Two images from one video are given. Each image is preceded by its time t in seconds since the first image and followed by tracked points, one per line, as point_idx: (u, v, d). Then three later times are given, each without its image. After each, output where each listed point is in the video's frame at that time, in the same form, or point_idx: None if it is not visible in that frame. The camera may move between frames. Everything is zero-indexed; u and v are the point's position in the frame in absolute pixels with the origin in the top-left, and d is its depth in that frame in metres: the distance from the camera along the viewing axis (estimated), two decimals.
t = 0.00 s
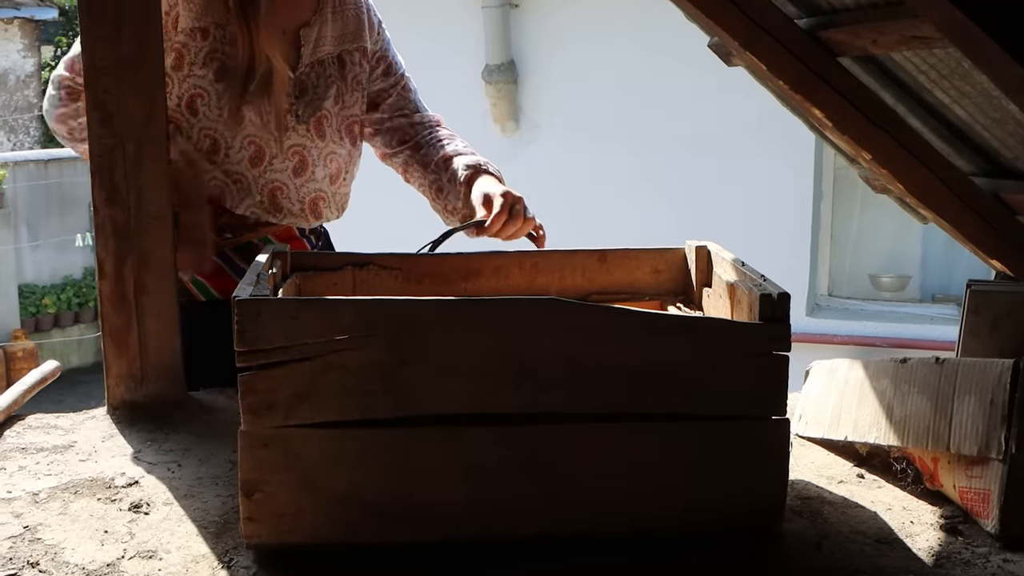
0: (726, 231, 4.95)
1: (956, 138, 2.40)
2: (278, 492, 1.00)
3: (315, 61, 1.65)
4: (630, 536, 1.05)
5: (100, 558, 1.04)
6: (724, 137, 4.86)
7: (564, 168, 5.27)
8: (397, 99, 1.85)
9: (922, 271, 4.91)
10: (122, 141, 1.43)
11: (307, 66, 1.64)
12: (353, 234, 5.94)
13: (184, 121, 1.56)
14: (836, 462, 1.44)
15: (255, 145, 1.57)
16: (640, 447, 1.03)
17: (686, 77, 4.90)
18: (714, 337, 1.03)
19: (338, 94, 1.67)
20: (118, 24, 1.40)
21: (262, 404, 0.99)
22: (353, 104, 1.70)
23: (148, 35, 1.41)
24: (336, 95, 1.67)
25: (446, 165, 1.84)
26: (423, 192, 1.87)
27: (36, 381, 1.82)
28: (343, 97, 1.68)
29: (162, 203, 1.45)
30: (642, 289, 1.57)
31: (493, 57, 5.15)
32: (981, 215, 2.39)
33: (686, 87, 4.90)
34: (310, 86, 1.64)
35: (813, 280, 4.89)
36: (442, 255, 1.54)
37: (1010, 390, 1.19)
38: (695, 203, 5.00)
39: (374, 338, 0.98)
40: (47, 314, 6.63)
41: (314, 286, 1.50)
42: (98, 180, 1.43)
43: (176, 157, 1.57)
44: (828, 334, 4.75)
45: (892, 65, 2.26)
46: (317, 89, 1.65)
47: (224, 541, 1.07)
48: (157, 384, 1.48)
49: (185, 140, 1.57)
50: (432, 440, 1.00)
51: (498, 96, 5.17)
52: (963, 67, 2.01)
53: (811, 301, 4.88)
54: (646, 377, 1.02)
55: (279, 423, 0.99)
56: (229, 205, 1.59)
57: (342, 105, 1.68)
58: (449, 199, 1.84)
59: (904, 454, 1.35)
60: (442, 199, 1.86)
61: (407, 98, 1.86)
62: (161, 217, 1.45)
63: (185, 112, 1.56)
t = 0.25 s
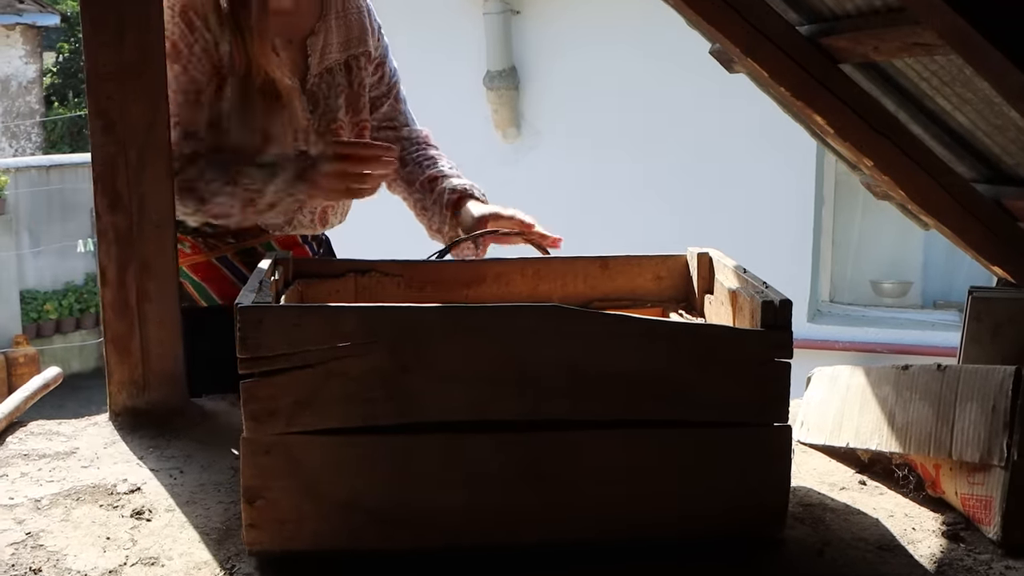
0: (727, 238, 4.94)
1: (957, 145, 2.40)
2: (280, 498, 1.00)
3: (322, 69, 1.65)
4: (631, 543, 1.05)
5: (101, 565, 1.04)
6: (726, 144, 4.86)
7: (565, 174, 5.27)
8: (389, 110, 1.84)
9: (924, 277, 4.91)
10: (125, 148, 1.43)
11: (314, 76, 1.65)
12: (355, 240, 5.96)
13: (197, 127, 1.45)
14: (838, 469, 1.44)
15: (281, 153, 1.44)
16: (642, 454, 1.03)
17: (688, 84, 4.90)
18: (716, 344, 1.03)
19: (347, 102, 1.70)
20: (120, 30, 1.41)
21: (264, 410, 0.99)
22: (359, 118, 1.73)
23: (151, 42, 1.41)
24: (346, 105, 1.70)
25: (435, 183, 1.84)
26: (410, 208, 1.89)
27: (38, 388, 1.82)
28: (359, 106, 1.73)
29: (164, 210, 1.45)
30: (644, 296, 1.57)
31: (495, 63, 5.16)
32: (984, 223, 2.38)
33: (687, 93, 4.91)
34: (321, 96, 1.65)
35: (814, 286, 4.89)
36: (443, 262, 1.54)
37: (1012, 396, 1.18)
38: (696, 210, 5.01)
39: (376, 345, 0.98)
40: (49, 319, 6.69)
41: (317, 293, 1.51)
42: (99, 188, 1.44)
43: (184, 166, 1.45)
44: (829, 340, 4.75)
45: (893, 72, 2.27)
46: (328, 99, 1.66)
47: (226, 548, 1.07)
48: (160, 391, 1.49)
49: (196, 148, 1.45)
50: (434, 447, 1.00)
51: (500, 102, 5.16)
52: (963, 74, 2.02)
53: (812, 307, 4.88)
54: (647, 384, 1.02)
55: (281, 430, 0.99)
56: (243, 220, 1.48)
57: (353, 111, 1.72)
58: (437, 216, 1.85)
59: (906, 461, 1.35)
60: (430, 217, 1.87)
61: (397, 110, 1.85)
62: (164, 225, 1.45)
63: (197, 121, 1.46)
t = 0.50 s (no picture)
0: (728, 249, 4.95)
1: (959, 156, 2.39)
2: (283, 510, 1.00)
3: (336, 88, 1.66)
4: (634, 554, 1.05)
5: None
6: (728, 155, 4.88)
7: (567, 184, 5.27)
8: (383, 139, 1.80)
9: (926, 287, 4.92)
10: (128, 159, 1.43)
11: (325, 97, 1.64)
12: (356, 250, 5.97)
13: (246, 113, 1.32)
14: (840, 480, 1.44)
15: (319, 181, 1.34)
16: (644, 467, 1.03)
17: (690, 95, 4.92)
18: (717, 357, 1.03)
19: (353, 121, 1.72)
20: (123, 42, 1.41)
21: (267, 422, 0.99)
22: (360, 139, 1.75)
23: (154, 53, 1.42)
24: (352, 125, 1.71)
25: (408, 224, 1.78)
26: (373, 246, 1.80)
27: (40, 399, 1.82)
28: (363, 128, 1.75)
29: (167, 223, 1.45)
30: (646, 307, 1.57)
31: (496, 74, 5.18)
32: (984, 233, 2.41)
33: (689, 103, 4.93)
34: (336, 117, 1.67)
35: (816, 296, 4.90)
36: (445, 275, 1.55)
37: (1013, 408, 1.18)
38: (697, 221, 5.02)
39: (378, 357, 0.98)
40: (51, 330, 6.69)
41: (318, 305, 1.50)
42: (102, 200, 1.44)
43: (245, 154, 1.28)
44: (831, 351, 4.76)
45: (894, 83, 2.27)
46: (339, 119, 1.67)
47: (228, 560, 1.07)
48: (161, 402, 1.49)
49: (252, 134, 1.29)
50: (436, 459, 1.00)
51: (501, 112, 5.18)
52: (964, 85, 2.03)
53: (813, 317, 4.88)
54: (649, 396, 1.02)
55: (283, 442, 0.99)
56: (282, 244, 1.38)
57: (358, 130, 1.74)
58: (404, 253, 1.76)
59: (908, 472, 1.35)
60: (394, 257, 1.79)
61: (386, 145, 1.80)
62: (167, 237, 1.45)
63: (245, 109, 1.32)
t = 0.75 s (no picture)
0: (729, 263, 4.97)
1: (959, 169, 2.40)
2: (285, 524, 1.00)
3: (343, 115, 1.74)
4: (636, 569, 1.04)
5: None
6: (729, 169, 4.89)
7: (569, 197, 5.29)
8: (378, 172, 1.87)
9: (927, 299, 4.92)
10: (130, 173, 1.44)
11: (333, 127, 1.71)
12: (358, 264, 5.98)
13: (286, 128, 1.41)
14: (842, 494, 1.44)
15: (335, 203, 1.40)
16: (646, 481, 1.03)
17: (691, 108, 4.94)
18: (718, 371, 1.03)
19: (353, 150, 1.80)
20: (126, 56, 1.42)
21: (269, 437, 0.99)
22: (360, 168, 1.82)
23: (157, 67, 1.43)
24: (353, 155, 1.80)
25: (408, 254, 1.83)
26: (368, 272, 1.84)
27: (42, 413, 1.82)
28: (362, 157, 1.83)
29: (170, 236, 1.46)
30: (648, 321, 1.58)
31: (498, 87, 5.21)
32: (985, 246, 2.43)
33: (690, 116, 4.95)
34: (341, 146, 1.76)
35: (818, 309, 4.90)
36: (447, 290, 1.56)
37: (1015, 422, 1.21)
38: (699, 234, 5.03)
39: (381, 372, 0.98)
40: (53, 342, 6.70)
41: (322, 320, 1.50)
42: (104, 213, 1.44)
43: (290, 163, 1.37)
44: (833, 364, 4.76)
45: (895, 97, 2.28)
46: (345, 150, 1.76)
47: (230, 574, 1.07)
48: (163, 416, 1.49)
49: (293, 148, 1.39)
50: (438, 473, 1.00)
51: (503, 126, 5.21)
52: (966, 100, 2.03)
53: (815, 330, 4.89)
54: (651, 411, 1.02)
55: (285, 456, 0.99)
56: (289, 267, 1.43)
57: (357, 160, 1.82)
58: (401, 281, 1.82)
59: (910, 485, 1.35)
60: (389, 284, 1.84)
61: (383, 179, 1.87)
62: (169, 249, 1.46)
63: (284, 124, 1.41)
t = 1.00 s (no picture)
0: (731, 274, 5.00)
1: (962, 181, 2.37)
2: (287, 535, 1.00)
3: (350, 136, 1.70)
4: None
5: None
6: (731, 177, 4.90)
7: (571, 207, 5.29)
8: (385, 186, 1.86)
9: (929, 309, 4.91)
10: (133, 184, 1.44)
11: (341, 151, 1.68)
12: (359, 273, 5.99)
13: (295, 162, 1.35)
14: (844, 505, 1.43)
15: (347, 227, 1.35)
16: (648, 492, 1.03)
17: (692, 118, 4.94)
18: (720, 383, 1.03)
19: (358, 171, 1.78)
20: (129, 68, 1.42)
21: (271, 448, 0.99)
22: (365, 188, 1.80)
23: (160, 77, 1.43)
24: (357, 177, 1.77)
25: (413, 275, 1.86)
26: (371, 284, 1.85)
27: (44, 422, 1.82)
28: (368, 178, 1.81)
29: (173, 247, 1.45)
30: (651, 332, 1.58)
31: (500, 97, 5.21)
32: (987, 256, 2.44)
33: (693, 126, 4.95)
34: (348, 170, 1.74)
35: (820, 319, 4.91)
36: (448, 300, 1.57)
37: (1018, 433, 1.23)
38: (701, 245, 5.04)
39: (383, 383, 0.98)
40: (54, 351, 6.75)
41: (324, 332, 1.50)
42: (106, 223, 1.44)
43: (299, 200, 1.32)
44: (835, 374, 4.78)
45: (896, 107, 2.28)
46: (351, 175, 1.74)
47: None
48: (165, 426, 1.48)
49: (302, 184, 1.33)
50: (440, 484, 1.00)
51: (505, 136, 5.23)
52: (967, 110, 2.03)
53: (817, 340, 4.90)
54: (654, 423, 1.02)
55: (287, 467, 0.99)
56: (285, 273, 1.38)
57: (361, 180, 1.80)
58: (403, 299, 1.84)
59: (912, 496, 1.35)
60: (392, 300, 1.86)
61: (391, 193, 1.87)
62: (172, 261, 1.45)
63: (293, 158, 1.36)
